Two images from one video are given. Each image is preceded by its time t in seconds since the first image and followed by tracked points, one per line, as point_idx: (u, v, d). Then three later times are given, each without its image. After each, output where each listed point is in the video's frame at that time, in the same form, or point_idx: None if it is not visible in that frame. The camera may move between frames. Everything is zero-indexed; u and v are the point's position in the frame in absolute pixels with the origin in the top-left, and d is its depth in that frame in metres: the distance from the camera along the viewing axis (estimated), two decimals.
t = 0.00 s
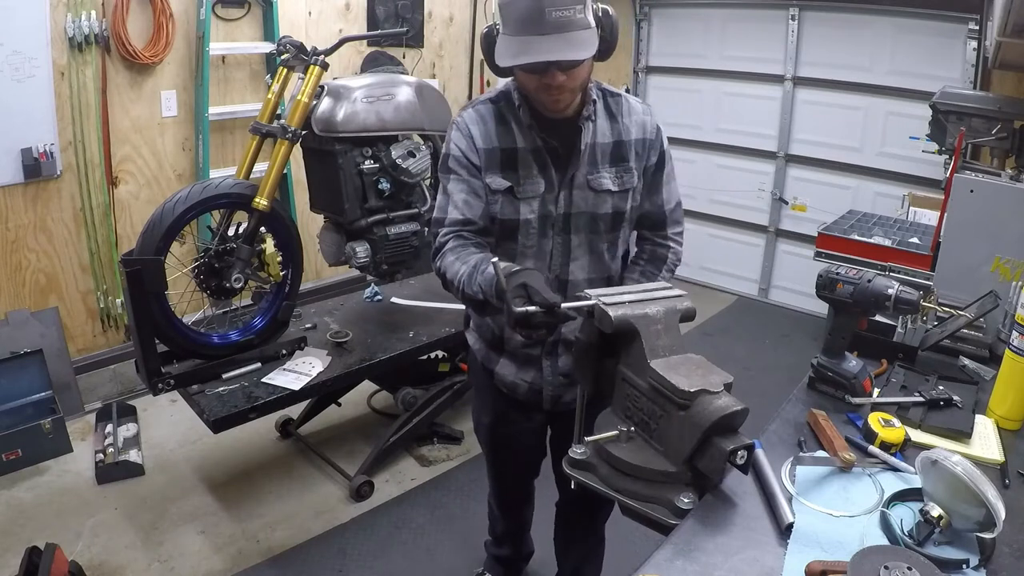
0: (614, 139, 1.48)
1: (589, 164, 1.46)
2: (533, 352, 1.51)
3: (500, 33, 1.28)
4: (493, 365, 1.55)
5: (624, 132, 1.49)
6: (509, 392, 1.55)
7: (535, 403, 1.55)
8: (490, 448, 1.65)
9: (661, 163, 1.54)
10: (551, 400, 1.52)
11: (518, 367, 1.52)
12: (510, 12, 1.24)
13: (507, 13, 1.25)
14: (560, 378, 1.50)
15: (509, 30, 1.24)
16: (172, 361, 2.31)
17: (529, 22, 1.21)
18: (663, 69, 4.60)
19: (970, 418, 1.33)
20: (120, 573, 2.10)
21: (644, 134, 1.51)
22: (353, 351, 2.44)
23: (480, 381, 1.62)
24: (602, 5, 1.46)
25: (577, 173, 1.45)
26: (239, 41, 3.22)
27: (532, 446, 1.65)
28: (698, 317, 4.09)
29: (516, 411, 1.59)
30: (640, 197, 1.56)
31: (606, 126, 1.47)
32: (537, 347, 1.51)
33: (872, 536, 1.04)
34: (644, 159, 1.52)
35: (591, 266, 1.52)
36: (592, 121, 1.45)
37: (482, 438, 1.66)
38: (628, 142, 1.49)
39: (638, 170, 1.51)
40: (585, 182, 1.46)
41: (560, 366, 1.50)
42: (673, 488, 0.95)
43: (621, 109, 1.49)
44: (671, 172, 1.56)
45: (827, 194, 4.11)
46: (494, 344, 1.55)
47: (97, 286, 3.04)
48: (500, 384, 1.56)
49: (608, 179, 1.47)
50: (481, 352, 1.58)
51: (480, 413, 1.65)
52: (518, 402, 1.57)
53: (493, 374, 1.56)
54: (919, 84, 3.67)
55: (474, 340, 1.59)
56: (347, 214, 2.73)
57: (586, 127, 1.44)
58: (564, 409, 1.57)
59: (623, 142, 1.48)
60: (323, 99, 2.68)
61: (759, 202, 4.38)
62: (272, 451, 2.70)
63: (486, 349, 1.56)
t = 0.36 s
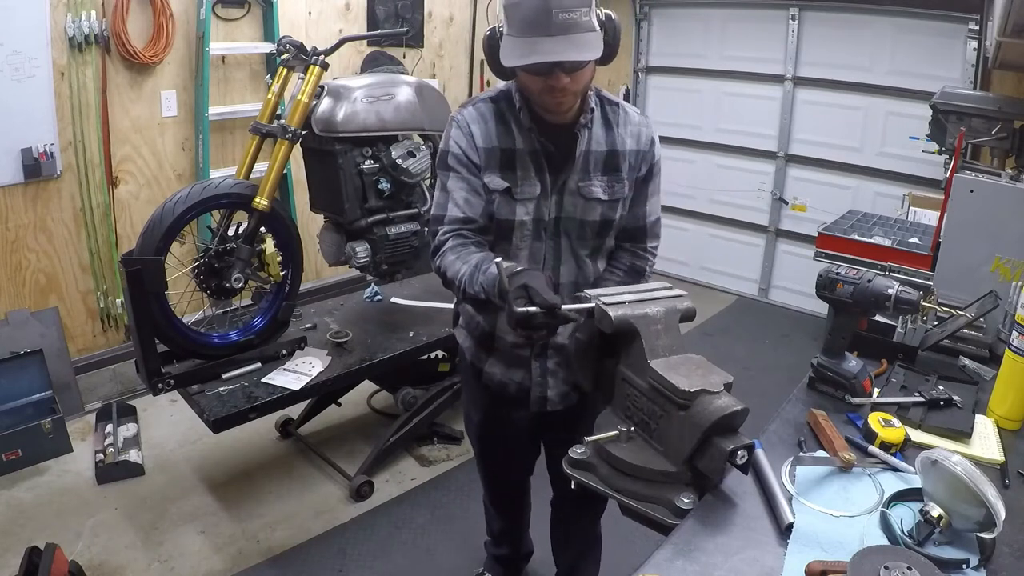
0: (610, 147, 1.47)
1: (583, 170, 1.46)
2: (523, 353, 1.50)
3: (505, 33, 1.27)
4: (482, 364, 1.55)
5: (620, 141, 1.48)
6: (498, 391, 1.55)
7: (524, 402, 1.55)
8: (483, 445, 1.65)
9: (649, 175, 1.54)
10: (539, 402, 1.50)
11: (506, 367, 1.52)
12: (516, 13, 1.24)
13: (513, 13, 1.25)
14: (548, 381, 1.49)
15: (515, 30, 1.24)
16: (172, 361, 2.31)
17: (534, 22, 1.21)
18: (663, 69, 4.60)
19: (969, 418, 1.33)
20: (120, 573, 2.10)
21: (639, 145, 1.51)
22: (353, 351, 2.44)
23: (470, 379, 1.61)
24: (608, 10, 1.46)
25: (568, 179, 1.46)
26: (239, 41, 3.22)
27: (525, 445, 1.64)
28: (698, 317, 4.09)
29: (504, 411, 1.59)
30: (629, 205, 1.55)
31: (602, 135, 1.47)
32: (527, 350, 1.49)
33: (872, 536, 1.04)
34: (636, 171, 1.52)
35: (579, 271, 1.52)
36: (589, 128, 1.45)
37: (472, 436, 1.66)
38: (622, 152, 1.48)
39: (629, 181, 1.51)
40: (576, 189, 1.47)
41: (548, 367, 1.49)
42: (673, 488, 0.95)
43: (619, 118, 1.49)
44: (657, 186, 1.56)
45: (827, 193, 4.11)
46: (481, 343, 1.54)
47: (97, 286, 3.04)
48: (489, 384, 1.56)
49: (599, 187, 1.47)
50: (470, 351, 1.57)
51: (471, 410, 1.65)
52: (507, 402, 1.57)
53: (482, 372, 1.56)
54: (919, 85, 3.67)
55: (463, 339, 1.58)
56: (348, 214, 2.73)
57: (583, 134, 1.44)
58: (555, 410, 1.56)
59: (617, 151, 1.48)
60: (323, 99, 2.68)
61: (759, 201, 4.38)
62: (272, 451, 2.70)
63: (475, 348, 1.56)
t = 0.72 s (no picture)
0: (605, 143, 1.49)
1: (578, 167, 1.47)
2: (518, 353, 1.50)
3: (496, 30, 1.27)
4: (478, 364, 1.56)
5: (615, 138, 1.50)
6: (494, 390, 1.55)
7: (520, 402, 1.54)
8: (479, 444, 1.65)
9: (647, 170, 1.57)
10: (535, 401, 1.50)
11: (503, 366, 1.52)
12: (508, 9, 1.24)
13: (504, 10, 1.25)
14: (545, 379, 1.48)
15: (507, 27, 1.24)
16: (172, 361, 2.31)
17: (527, 18, 1.21)
18: (663, 69, 4.60)
19: (970, 418, 1.33)
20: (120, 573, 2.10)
21: (633, 142, 1.53)
22: (353, 351, 2.44)
23: (468, 378, 1.62)
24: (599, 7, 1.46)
25: (564, 176, 1.46)
26: (239, 41, 3.22)
27: (523, 445, 1.64)
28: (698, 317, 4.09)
29: (498, 409, 1.59)
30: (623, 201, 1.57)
31: (597, 132, 1.48)
32: (522, 348, 1.49)
33: (872, 536, 1.04)
34: (631, 167, 1.54)
35: (574, 268, 1.53)
36: (583, 125, 1.46)
37: (470, 435, 1.67)
38: (617, 149, 1.50)
39: (625, 176, 1.53)
40: (573, 186, 1.47)
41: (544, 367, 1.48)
42: (673, 488, 0.95)
43: (614, 114, 1.50)
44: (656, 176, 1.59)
45: (827, 193, 4.11)
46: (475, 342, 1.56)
47: (97, 286, 3.04)
48: (485, 384, 1.56)
49: (596, 184, 1.48)
50: (466, 351, 1.59)
51: (468, 409, 1.65)
52: (503, 402, 1.57)
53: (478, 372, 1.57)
54: (919, 85, 3.67)
55: (460, 339, 1.60)
56: (347, 214, 2.73)
57: (577, 131, 1.45)
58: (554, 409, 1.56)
59: (611, 147, 1.49)
60: (323, 99, 2.68)
61: (759, 201, 4.38)
62: (272, 451, 2.70)
63: (472, 349, 1.57)
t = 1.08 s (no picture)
0: (605, 148, 1.49)
1: (578, 172, 1.47)
2: (514, 357, 1.50)
3: (504, 30, 1.26)
4: (474, 369, 1.56)
5: (615, 142, 1.50)
6: (490, 394, 1.55)
7: (517, 406, 1.54)
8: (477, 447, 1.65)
9: (647, 173, 1.57)
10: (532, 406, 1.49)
11: (498, 371, 1.52)
12: (517, 10, 1.23)
13: (513, 10, 1.24)
14: (542, 383, 1.48)
15: (515, 28, 1.23)
16: (172, 361, 2.31)
17: (537, 19, 1.21)
18: (664, 69, 4.60)
19: (969, 418, 1.33)
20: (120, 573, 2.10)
21: (633, 146, 1.53)
22: (353, 351, 2.44)
23: (463, 382, 1.62)
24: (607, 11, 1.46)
25: (563, 179, 1.47)
26: (239, 41, 3.22)
27: (520, 446, 1.64)
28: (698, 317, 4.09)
29: (496, 413, 1.58)
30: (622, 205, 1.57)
31: (597, 136, 1.48)
32: (519, 352, 1.49)
33: (872, 536, 1.04)
34: (631, 170, 1.54)
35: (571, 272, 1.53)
36: (584, 129, 1.46)
37: (467, 438, 1.66)
38: (617, 153, 1.50)
39: (624, 180, 1.53)
40: (571, 190, 1.47)
41: (541, 370, 1.48)
42: (673, 488, 0.95)
43: (614, 118, 1.50)
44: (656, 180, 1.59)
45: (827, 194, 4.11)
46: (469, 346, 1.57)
47: (97, 286, 3.04)
48: (481, 388, 1.56)
49: (595, 188, 1.48)
50: (462, 355, 1.59)
51: (465, 411, 1.65)
52: (500, 406, 1.57)
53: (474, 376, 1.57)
54: (919, 85, 3.67)
55: (455, 343, 1.60)
56: (348, 214, 2.73)
57: (577, 135, 1.44)
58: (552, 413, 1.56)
59: (611, 151, 1.49)
60: (323, 99, 2.68)
61: (759, 201, 4.38)
62: (272, 451, 2.70)
63: (468, 353, 1.57)
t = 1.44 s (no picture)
0: (601, 151, 1.48)
1: (573, 176, 1.47)
2: (511, 363, 1.51)
3: (504, 30, 1.25)
4: (470, 376, 1.56)
5: (611, 146, 1.49)
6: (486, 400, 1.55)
7: (515, 411, 1.55)
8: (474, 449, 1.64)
9: (643, 177, 1.57)
10: (530, 407, 1.52)
11: (494, 378, 1.52)
12: (519, 10, 1.22)
13: (514, 11, 1.23)
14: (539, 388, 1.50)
15: (516, 28, 1.22)
16: (172, 361, 2.30)
17: (540, 21, 1.20)
18: (664, 69, 4.60)
19: (969, 418, 1.33)
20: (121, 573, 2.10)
21: (629, 150, 1.52)
22: (353, 351, 2.44)
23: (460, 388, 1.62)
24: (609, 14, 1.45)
25: (558, 185, 1.47)
26: (239, 41, 3.22)
27: (519, 447, 1.64)
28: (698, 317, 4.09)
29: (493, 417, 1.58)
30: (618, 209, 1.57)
31: (593, 140, 1.47)
32: (515, 358, 1.50)
33: (872, 536, 1.04)
34: (627, 175, 1.54)
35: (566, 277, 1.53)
36: (580, 133, 1.45)
37: (464, 443, 1.66)
38: (613, 157, 1.49)
39: (620, 185, 1.53)
40: (566, 196, 1.47)
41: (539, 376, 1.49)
42: (673, 488, 0.95)
43: (610, 121, 1.49)
44: (653, 184, 1.59)
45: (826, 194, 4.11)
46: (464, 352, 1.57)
47: (97, 286, 3.04)
48: (477, 394, 1.57)
49: (590, 194, 1.48)
50: (458, 361, 1.59)
51: (462, 414, 1.64)
52: (498, 413, 1.57)
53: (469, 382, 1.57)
54: (919, 85, 3.67)
55: (452, 349, 1.60)
56: (347, 214, 2.73)
57: (573, 138, 1.44)
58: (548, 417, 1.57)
59: (608, 155, 1.49)
60: (323, 99, 2.68)
61: (759, 201, 4.38)
62: (272, 451, 2.70)
63: (464, 359, 1.57)
